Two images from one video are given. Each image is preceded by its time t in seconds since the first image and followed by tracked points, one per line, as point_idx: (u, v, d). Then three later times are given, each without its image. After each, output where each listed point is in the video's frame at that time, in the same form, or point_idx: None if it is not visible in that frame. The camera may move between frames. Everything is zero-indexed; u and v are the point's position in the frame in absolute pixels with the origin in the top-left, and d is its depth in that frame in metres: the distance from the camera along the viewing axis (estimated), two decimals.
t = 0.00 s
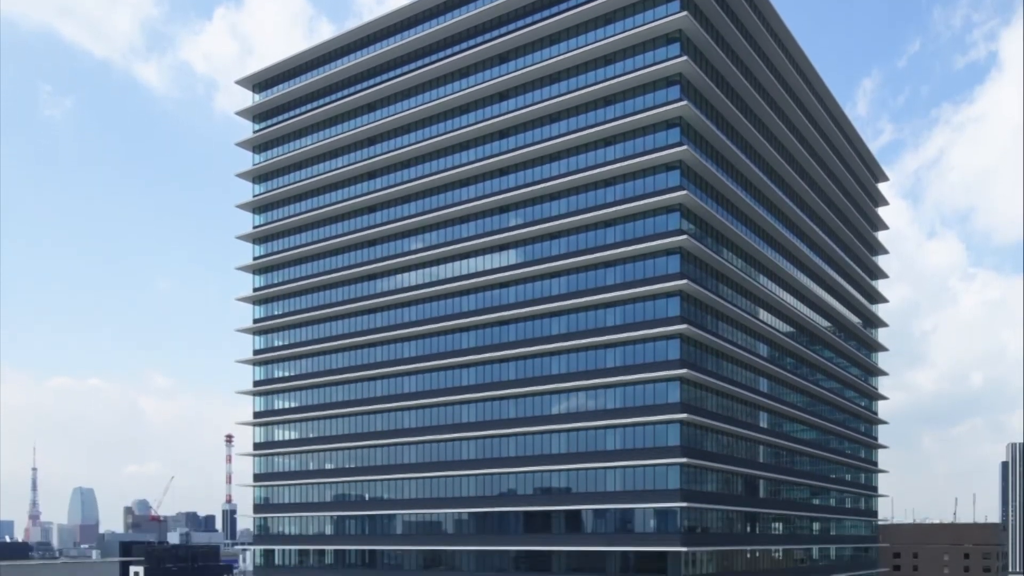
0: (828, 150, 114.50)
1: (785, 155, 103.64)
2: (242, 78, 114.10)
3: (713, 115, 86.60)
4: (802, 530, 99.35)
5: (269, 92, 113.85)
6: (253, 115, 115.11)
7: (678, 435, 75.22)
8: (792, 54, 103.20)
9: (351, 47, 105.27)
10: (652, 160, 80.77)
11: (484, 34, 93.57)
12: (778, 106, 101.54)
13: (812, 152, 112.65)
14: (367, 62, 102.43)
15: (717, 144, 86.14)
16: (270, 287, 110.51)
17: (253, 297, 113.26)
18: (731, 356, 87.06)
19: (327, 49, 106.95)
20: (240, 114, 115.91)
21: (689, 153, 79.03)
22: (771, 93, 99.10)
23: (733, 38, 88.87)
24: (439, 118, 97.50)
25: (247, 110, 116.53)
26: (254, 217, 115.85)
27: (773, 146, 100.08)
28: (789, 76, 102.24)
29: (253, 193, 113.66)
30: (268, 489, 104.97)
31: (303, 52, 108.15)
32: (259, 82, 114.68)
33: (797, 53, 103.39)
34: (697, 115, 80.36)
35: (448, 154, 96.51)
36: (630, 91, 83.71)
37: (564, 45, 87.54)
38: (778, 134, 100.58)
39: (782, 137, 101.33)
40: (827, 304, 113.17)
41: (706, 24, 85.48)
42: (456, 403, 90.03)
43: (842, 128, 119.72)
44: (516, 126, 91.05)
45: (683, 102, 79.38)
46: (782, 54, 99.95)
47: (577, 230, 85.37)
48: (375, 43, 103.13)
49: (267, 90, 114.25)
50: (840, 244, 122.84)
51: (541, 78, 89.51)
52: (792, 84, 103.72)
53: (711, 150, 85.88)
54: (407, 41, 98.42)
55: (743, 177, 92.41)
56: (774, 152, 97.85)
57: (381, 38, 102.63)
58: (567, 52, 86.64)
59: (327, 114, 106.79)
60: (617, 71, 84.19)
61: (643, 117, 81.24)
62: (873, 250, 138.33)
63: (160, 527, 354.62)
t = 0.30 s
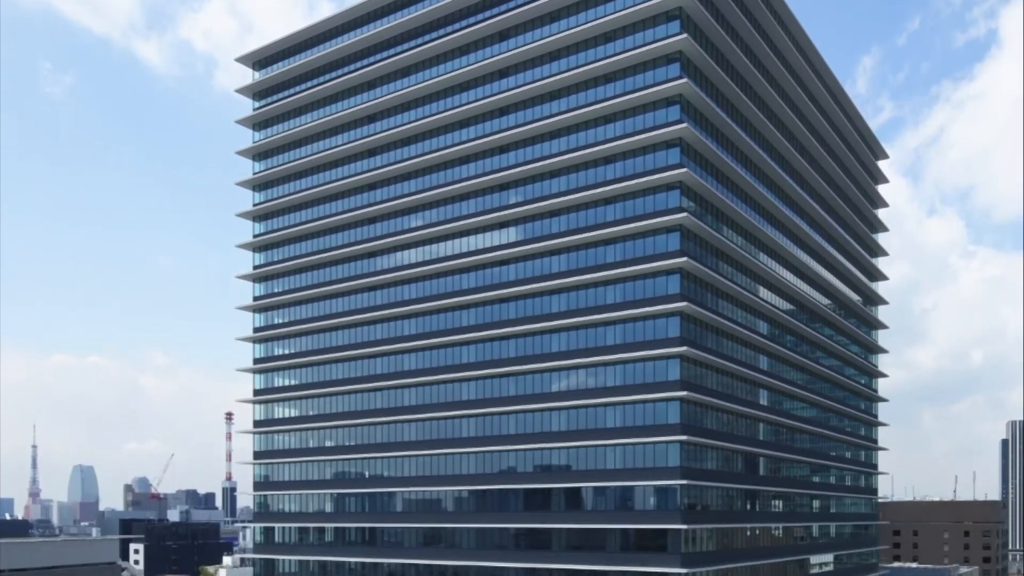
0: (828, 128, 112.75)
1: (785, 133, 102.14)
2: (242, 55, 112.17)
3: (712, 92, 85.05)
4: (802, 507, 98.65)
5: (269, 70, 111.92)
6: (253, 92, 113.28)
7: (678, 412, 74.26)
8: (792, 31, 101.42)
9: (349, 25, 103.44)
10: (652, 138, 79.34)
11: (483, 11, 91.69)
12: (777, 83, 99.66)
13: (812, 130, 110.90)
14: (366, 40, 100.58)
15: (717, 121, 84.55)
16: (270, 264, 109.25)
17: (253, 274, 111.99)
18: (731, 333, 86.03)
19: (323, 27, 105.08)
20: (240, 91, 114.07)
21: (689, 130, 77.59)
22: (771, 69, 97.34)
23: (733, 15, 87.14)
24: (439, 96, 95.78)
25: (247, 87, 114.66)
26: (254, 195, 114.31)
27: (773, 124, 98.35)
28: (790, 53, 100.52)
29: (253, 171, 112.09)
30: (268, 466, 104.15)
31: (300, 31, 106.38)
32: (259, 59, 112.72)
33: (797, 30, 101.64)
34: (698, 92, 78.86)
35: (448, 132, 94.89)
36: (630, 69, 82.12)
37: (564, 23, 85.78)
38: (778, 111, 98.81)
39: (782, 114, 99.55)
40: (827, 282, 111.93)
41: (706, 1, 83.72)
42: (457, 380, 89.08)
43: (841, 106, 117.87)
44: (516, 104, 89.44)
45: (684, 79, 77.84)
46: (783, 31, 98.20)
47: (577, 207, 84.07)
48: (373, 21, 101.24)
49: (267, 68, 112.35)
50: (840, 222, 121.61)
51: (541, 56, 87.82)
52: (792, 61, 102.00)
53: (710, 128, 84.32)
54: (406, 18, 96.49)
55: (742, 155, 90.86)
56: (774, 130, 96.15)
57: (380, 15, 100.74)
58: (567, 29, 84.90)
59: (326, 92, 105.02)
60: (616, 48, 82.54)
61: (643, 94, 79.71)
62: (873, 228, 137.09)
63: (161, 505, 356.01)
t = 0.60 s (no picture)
0: (829, 106, 111.12)
1: (784, 111, 100.66)
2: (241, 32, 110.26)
3: (712, 70, 83.64)
4: (802, 485, 98.06)
5: (269, 48, 110.04)
6: (253, 70, 111.46)
7: (678, 390, 73.41)
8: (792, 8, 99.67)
9: (347, 3, 101.62)
10: (652, 115, 78.02)
11: None
12: (777, 60, 98.05)
13: (812, 109, 109.27)
14: (364, 17, 98.72)
15: (716, 99, 83.13)
16: (270, 242, 108.05)
17: (253, 252, 110.79)
18: (731, 310, 85.12)
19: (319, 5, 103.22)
20: (239, 69, 112.25)
21: (689, 108, 76.28)
22: (770, 46, 95.70)
23: None
24: (439, 74, 94.10)
25: (247, 65, 112.85)
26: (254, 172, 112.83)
27: (773, 101, 96.71)
28: (790, 30, 98.88)
29: (253, 148, 110.56)
30: (268, 444, 103.38)
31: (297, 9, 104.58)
32: (259, 37, 110.78)
33: (797, 8, 99.89)
34: (698, 70, 77.49)
35: (448, 109, 93.34)
36: (630, 47, 80.62)
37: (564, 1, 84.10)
38: (777, 89, 97.20)
39: (782, 92, 97.93)
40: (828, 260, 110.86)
41: None
42: (457, 358, 88.20)
43: (841, 84, 116.15)
44: (517, 81, 87.88)
45: (683, 57, 76.44)
46: (783, 8, 96.49)
47: (578, 184, 82.86)
48: None
49: (267, 46, 110.45)
50: (840, 200, 120.37)
51: (541, 34, 86.21)
52: (792, 38, 100.38)
53: (710, 106, 82.88)
54: None
55: (741, 133, 89.41)
56: (774, 107, 94.57)
57: None
58: (567, 7, 83.24)
59: (325, 70, 103.25)
60: (616, 26, 80.99)
61: (643, 72, 78.28)
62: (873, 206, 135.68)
63: (160, 483, 357.74)
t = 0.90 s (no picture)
0: (829, 84, 109.62)
1: (785, 89, 99.24)
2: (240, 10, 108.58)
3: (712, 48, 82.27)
4: (803, 462, 97.53)
5: (269, 26, 108.33)
6: (253, 48, 109.83)
7: (678, 367, 72.68)
8: None
9: None
10: (651, 93, 76.77)
11: None
12: (777, 38, 96.56)
13: (812, 87, 107.80)
14: None
15: (716, 76, 81.81)
16: (270, 220, 106.91)
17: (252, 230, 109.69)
18: (731, 288, 84.31)
19: None
20: (239, 48, 110.62)
21: (689, 85, 75.01)
22: (771, 24, 94.13)
23: None
24: (439, 51, 92.60)
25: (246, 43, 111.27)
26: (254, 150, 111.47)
27: (773, 79, 95.31)
28: (791, 8, 97.25)
29: (253, 126, 109.21)
30: (268, 421, 102.74)
31: None
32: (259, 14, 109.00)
33: None
34: (698, 47, 76.17)
35: (448, 87, 91.94)
36: (630, 24, 79.25)
37: None
38: (778, 66, 95.77)
39: (782, 70, 96.53)
40: (828, 238, 109.85)
41: None
42: (457, 335, 87.40)
43: (841, 62, 114.54)
44: (517, 59, 86.49)
45: (683, 34, 75.11)
46: None
47: (578, 162, 81.78)
48: None
49: (267, 24, 108.73)
50: (841, 178, 119.18)
51: (541, 11, 84.74)
52: (793, 16, 98.79)
53: (710, 83, 81.58)
54: None
55: (741, 110, 88.06)
56: (774, 85, 93.13)
57: None
58: None
59: (325, 47, 101.70)
60: (616, 3, 79.54)
61: (643, 49, 76.95)
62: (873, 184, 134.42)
63: (160, 460, 358.94)
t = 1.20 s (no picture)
0: (830, 61, 108.12)
1: (785, 66, 97.89)
2: None
3: (712, 25, 80.91)
4: (803, 440, 97.15)
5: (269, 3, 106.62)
6: (252, 25, 108.25)
7: (678, 345, 71.96)
8: None
9: None
10: (651, 71, 75.52)
11: None
12: (777, 14, 95.09)
13: (812, 64, 106.35)
14: None
15: (716, 54, 80.51)
16: (270, 197, 105.89)
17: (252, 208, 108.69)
18: (731, 266, 83.52)
19: None
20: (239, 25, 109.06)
21: (689, 63, 73.73)
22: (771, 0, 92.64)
23: None
24: (439, 28, 91.15)
25: (245, 21, 109.72)
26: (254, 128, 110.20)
27: (773, 57, 93.97)
28: None
29: (253, 104, 107.91)
30: (268, 399, 102.21)
31: None
32: None
33: None
34: (698, 24, 74.86)
35: (448, 64, 90.59)
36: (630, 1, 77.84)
37: None
38: (778, 43, 94.37)
39: (782, 47, 95.14)
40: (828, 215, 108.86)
41: None
42: (457, 313, 86.69)
43: (841, 39, 112.91)
44: (517, 36, 85.13)
45: (683, 11, 73.76)
46: None
47: (578, 140, 80.72)
48: None
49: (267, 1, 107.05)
50: (841, 156, 118.00)
51: None
52: None
53: (710, 61, 80.32)
54: None
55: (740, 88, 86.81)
56: (775, 62, 91.77)
57: None
58: None
59: (325, 25, 100.12)
60: None
61: (643, 27, 75.61)
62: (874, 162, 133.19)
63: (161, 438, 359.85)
